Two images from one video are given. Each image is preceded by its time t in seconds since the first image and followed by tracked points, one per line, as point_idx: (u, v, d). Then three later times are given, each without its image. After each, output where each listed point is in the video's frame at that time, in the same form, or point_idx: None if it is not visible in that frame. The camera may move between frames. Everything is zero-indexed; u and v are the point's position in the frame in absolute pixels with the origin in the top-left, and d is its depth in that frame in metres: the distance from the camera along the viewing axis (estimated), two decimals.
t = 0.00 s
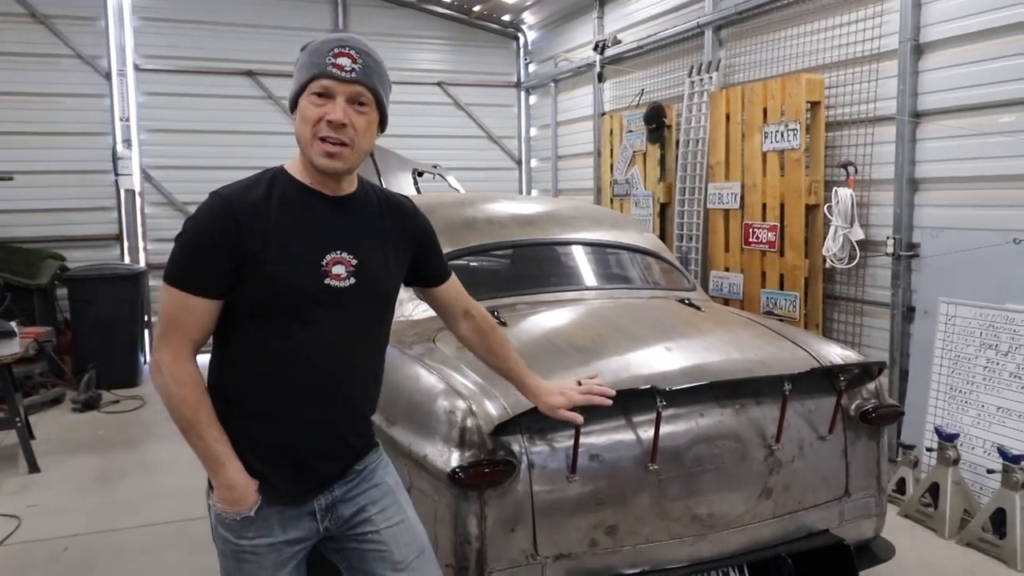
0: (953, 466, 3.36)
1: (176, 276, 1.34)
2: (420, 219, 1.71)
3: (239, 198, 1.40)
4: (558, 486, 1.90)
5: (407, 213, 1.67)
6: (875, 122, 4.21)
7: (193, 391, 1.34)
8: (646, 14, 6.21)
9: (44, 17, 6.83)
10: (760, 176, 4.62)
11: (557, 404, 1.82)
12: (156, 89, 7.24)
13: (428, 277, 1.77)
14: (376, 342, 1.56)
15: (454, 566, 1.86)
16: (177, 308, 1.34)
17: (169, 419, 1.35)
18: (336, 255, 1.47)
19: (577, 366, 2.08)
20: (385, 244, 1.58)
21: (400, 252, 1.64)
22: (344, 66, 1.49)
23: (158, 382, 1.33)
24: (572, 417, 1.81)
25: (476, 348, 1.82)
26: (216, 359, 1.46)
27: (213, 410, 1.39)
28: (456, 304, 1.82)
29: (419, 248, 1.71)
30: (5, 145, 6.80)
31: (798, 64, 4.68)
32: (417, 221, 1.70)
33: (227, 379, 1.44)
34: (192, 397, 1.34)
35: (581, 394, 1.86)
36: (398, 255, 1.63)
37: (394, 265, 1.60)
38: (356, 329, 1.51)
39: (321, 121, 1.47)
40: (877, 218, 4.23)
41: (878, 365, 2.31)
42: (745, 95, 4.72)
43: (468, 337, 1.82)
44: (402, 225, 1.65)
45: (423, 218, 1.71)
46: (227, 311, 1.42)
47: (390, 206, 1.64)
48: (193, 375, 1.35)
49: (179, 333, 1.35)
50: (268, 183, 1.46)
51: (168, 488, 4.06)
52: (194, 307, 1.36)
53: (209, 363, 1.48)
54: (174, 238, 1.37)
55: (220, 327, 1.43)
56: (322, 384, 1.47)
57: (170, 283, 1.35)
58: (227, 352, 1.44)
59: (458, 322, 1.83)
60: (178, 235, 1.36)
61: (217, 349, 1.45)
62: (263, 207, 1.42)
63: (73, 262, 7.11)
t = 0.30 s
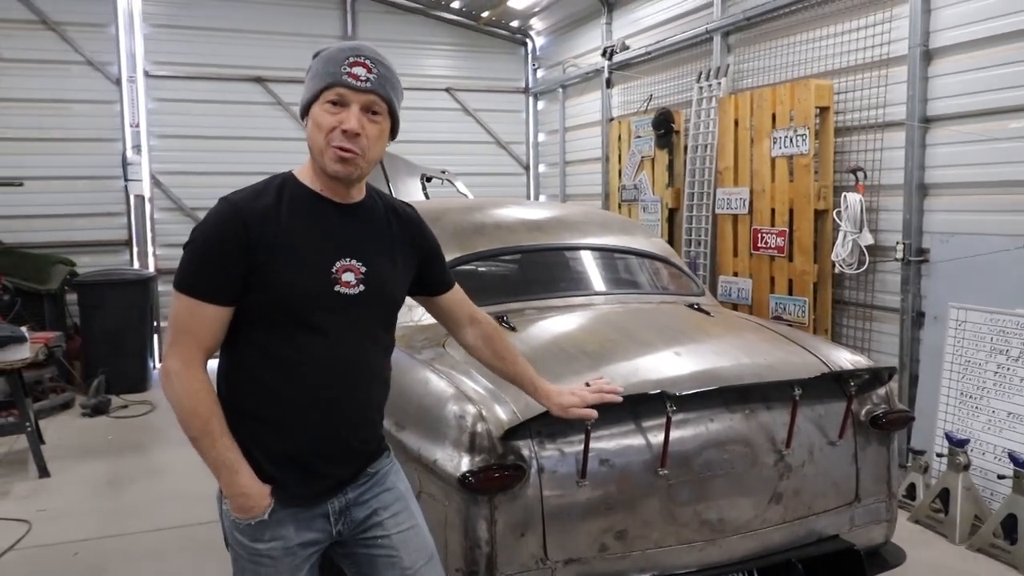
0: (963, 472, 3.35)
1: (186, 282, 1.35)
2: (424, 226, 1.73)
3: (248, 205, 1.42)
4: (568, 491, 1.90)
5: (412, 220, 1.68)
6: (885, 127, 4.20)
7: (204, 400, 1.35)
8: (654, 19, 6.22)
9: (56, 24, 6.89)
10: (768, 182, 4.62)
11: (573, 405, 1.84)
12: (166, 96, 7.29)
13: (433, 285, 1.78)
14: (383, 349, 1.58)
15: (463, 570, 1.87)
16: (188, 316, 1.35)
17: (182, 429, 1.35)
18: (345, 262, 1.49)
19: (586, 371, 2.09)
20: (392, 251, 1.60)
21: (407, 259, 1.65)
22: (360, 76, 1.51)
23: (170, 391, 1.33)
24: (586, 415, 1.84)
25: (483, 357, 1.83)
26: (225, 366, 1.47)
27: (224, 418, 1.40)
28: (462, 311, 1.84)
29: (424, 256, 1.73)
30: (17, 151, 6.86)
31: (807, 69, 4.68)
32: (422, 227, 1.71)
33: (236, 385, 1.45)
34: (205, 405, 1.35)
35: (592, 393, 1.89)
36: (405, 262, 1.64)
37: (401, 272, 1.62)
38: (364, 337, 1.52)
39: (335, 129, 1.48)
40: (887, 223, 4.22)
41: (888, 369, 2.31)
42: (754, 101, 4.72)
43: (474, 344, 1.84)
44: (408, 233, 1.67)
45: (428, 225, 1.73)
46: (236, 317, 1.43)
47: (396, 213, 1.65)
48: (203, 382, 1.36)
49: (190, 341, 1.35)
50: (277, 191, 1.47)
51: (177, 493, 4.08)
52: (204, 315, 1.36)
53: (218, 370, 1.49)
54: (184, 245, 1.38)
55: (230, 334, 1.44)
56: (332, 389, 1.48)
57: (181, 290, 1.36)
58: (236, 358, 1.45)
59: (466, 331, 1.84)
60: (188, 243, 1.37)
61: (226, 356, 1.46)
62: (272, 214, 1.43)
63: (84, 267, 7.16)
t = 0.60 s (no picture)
0: (961, 473, 3.36)
1: (184, 283, 1.35)
2: (421, 227, 1.73)
3: (244, 205, 1.42)
4: (568, 492, 1.90)
5: (409, 222, 1.68)
6: (882, 128, 4.21)
7: (205, 401, 1.35)
8: (652, 21, 6.23)
9: (53, 27, 6.89)
10: (766, 183, 4.62)
11: (567, 417, 1.83)
12: (163, 98, 7.29)
13: (431, 288, 1.78)
14: (381, 349, 1.57)
15: (463, 572, 1.87)
16: (187, 317, 1.35)
17: (182, 430, 1.35)
18: (342, 262, 1.49)
19: (584, 373, 2.09)
20: (389, 252, 1.60)
21: (404, 259, 1.65)
22: (366, 82, 1.51)
23: (171, 392, 1.33)
24: (580, 427, 1.82)
25: (479, 363, 1.82)
26: (224, 367, 1.47)
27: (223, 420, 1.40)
28: (457, 318, 1.83)
29: (422, 258, 1.72)
30: (14, 154, 6.85)
31: (804, 70, 4.69)
32: (419, 228, 1.71)
33: (235, 386, 1.45)
34: (206, 406, 1.35)
35: (587, 403, 1.86)
36: (402, 263, 1.64)
37: (399, 272, 1.62)
38: (362, 336, 1.52)
39: (341, 133, 1.49)
40: (884, 224, 4.23)
41: (887, 371, 2.31)
42: (751, 103, 4.72)
43: (471, 351, 1.83)
44: (405, 233, 1.66)
45: (425, 227, 1.73)
46: (234, 318, 1.43)
47: (393, 214, 1.65)
48: (204, 383, 1.35)
49: (189, 341, 1.35)
50: (273, 192, 1.47)
51: (175, 495, 4.07)
52: (205, 315, 1.36)
53: (217, 372, 1.49)
54: (181, 246, 1.38)
55: (227, 336, 1.44)
56: (331, 389, 1.48)
57: (180, 291, 1.36)
58: (235, 359, 1.45)
59: (462, 336, 1.83)
60: (184, 244, 1.37)
61: (225, 357, 1.46)
62: (268, 214, 1.43)
63: (81, 270, 7.15)
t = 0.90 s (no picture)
0: (965, 473, 3.35)
1: (190, 280, 1.37)
2: (429, 224, 1.73)
3: (250, 201, 1.43)
4: (571, 490, 1.90)
5: (416, 220, 1.68)
6: (887, 128, 4.20)
7: (210, 397, 1.35)
8: (657, 20, 6.22)
9: (59, 25, 6.91)
10: (771, 182, 4.62)
11: (574, 410, 1.83)
12: (168, 97, 7.30)
13: (438, 286, 1.78)
14: (387, 346, 1.57)
15: (466, 570, 1.87)
16: (193, 312, 1.36)
17: (187, 425, 1.35)
18: (347, 257, 1.49)
19: (588, 371, 2.09)
20: (396, 249, 1.60)
21: (411, 256, 1.65)
22: (374, 79, 1.52)
23: (177, 387, 1.34)
24: (584, 420, 1.83)
25: (484, 359, 1.83)
26: (231, 364, 1.48)
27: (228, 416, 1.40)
28: (462, 314, 1.84)
29: (429, 256, 1.73)
30: (20, 152, 6.87)
31: (810, 69, 4.68)
32: (427, 227, 1.71)
33: (241, 383, 1.46)
34: (211, 401, 1.35)
35: (592, 397, 1.88)
36: (410, 260, 1.64)
37: (406, 269, 1.62)
38: (368, 332, 1.52)
39: (348, 129, 1.49)
40: (890, 223, 4.22)
41: (891, 370, 2.31)
42: (756, 102, 4.72)
43: (474, 347, 1.83)
44: (412, 231, 1.67)
45: (433, 225, 1.73)
46: (240, 315, 1.44)
47: (400, 211, 1.65)
48: (209, 379, 1.36)
49: (196, 337, 1.37)
50: (280, 189, 1.48)
51: (180, 493, 4.09)
52: (211, 311, 1.37)
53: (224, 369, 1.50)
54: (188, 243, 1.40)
55: (234, 332, 1.44)
56: (336, 386, 1.48)
57: (187, 287, 1.37)
58: (241, 356, 1.46)
59: (466, 333, 1.84)
60: (191, 240, 1.39)
61: (232, 354, 1.48)
62: (274, 211, 1.44)
63: (86, 268, 7.18)
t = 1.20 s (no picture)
0: (959, 467, 3.37)
1: (185, 275, 1.37)
2: (428, 219, 1.72)
3: (244, 196, 1.43)
4: (567, 487, 1.91)
5: (415, 215, 1.67)
6: (880, 124, 4.21)
7: (204, 391, 1.36)
8: (651, 17, 6.22)
9: (50, 24, 6.87)
10: (765, 179, 4.62)
11: (571, 410, 1.83)
12: (161, 95, 7.28)
13: (435, 281, 1.78)
14: (383, 341, 1.56)
15: (462, 567, 1.87)
16: (189, 307, 1.37)
17: (181, 418, 1.37)
18: (340, 252, 1.48)
19: (584, 367, 2.09)
20: (392, 243, 1.59)
21: (408, 251, 1.64)
22: (395, 79, 1.52)
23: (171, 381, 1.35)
24: (583, 420, 1.83)
25: (482, 356, 1.83)
26: (227, 359, 1.48)
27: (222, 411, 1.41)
28: (463, 311, 1.83)
29: (426, 250, 1.72)
30: (12, 151, 6.85)
31: (803, 66, 4.69)
32: (425, 222, 1.70)
33: (237, 379, 1.46)
34: (204, 396, 1.36)
35: (589, 397, 1.87)
36: (406, 255, 1.63)
37: (402, 264, 1.61)
38: (361, 327, 1.51)
39: (366, 126, 1.49)
40: (883, 219, 4.23)
41: (885, 365, 2.32)
42: (750, 99, 4.73)
43: (473, 344, 1.83)
44: (410, 225, 1.66)
45: (432, 220, 1.73)
46: (235, 310, 1.44)
47: (398, 206, 1.64)
48: (204, 373, 1.37)
49: (191, 332, 1.37)
50: (276, 184, 1.48)
51: (175, 492, 4.08)
52: (206, 306, 1.38)
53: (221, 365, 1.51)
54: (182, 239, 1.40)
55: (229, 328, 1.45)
56: (329, 381, 1.47)
57: (182, 282, 1.38)
58: (236, 351, 1.46)
59: (464, 330, 1.84)
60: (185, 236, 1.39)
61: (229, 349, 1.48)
62: (268, 205, 1.44)
63: (80, 268, 7.15)
